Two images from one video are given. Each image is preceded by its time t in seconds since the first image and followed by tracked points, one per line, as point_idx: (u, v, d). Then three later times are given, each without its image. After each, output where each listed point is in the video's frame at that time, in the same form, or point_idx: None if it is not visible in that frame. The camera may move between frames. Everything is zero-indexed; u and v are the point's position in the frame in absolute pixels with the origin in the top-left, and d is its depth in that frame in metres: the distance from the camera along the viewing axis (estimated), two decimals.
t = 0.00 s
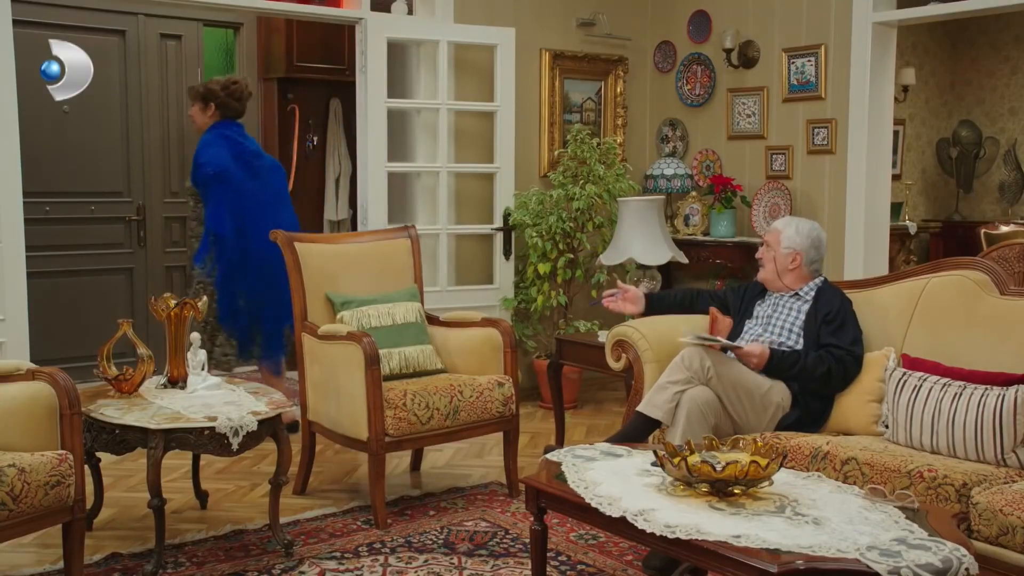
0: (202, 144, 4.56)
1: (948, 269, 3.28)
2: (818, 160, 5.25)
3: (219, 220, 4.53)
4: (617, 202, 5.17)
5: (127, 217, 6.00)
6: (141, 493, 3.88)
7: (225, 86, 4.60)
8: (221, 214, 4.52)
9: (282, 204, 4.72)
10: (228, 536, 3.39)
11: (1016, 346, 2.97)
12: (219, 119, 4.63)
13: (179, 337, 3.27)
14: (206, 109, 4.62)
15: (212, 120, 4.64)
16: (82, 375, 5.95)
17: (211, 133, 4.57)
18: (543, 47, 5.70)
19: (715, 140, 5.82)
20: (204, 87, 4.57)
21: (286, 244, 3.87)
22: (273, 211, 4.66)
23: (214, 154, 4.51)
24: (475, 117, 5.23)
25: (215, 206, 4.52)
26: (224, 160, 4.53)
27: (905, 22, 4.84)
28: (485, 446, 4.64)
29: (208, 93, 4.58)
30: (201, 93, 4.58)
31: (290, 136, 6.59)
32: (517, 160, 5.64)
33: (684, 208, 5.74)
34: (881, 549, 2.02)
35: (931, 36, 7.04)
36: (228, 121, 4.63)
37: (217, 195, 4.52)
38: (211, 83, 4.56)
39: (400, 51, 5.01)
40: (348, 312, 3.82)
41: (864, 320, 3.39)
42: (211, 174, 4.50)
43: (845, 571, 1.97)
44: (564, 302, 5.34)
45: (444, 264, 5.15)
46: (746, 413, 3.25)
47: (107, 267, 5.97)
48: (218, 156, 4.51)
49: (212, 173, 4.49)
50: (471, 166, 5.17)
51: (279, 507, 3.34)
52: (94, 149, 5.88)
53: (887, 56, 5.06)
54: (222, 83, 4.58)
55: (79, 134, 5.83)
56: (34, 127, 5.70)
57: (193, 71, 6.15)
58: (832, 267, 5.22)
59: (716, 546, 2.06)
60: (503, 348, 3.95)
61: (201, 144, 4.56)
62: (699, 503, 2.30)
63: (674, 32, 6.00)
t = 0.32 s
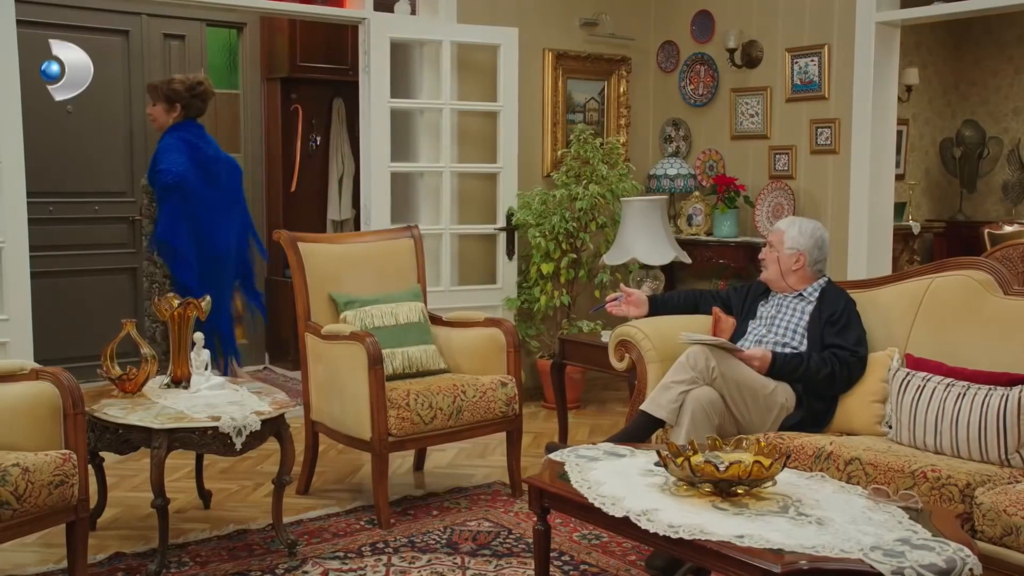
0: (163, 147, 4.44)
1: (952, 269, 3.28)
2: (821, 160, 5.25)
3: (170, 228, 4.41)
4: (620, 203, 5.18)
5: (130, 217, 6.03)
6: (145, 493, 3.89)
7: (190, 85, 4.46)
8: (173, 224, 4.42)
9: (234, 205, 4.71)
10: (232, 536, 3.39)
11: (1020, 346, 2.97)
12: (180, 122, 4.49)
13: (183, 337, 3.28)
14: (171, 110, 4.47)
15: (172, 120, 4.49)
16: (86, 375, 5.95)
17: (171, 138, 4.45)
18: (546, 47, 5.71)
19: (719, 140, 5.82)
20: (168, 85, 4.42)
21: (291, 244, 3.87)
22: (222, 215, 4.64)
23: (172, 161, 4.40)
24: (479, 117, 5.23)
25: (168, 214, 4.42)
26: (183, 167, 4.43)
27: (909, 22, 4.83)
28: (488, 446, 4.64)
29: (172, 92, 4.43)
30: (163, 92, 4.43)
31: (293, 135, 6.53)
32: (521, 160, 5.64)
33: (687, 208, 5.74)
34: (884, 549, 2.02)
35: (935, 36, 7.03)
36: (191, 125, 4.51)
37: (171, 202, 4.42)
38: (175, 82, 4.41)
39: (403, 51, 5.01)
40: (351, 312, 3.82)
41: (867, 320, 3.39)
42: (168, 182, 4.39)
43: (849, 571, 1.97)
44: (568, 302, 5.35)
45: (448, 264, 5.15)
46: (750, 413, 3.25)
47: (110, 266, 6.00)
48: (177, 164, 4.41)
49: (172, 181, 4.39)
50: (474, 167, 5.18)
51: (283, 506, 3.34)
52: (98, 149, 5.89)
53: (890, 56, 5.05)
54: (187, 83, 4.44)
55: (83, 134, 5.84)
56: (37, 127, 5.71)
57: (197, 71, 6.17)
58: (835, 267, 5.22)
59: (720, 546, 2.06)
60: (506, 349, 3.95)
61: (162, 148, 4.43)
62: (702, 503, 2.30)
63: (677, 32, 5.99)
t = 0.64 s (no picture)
0: (169, 146, 4.12)
1: (960, 269, 3.27)
2: (829, 160, 5.24)
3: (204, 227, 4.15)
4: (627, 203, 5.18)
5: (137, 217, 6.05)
6: (152, 492, 3.89)
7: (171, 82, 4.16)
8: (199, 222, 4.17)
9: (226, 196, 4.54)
10: (238, 535, 3.40)
11: None
12: (169, 122, 4.17)
13: (189, 337, 3.29)
14: (158, 110, 4.16)
15: (153, 121, 4.17)
16: (93, 375, 5.97)
17: (172, 137, 4.14)
18: (553, 47, 5.70)
19: (726, 140, 5.81)
20: (148, 84, 4.11)
21: (297, 244, 3.88)
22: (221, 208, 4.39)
23: (191, 156, 4.13)
24: (485, 117, 5.23)
25: (193, 212, 4.15)
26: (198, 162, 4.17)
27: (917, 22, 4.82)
28: (494, 446, 4.64)
29: (158, 91, 4.12)
30: (145, 91, 4.11)
31: (301, 135, 6.50)
32: (527, 160, 5.64)
33: (694, 208, 5.73)
34: (892, 549, 2.02)
35: (943, 36, 7.02)
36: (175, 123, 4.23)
37: (195, 202, 4.16)
38: (156, 80, 4.10)
39: (410, 51, 5.02)
40: (358, 312, 3.82)
41: (875, 320, 3.39)
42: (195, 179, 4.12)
43: (856, 571, 1.97)
44: (574, 302, 5.36)
45: (454, 264, 5.15)
46: (756, 413, 3.24)
47: (116, 266, 6.01)
48: (195, 160, 4.15)
49: (198, 178, 4.12)
50: (480, 166, 5.18)
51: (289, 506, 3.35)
52: (105, 149, 5.91)
53: (897, 56, 5.04)
54: (167, 80, 4.13)
55: (90, 134, 5.85)
56: (43, 126, 5.72)
57: (203, 71, 6.18)
58: (843, 267, 5.21)
59: (727, 547, 2.06)
60: (513, 349, 3.95)
61: (171, 147, 4.11)
62: (709, 502, 2.29)
63: (684, 32, 5.98)
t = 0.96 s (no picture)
0: (190, 143, 4.20)
1: (962, 269, 3.27)
2: (830, 160, 5.24)
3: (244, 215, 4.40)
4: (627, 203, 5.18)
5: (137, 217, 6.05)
6: (153, 492, 3.89)
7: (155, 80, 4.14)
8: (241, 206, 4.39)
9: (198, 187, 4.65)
10: (239, 535, 3.40)
11: None
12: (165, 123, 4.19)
13: (190, 337, 3.29)
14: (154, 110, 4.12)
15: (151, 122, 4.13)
16: (94, 375, 5.97)
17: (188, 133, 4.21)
18: (554, 47, 5.70)
19: (726, 140, 5.82)
20: (144, 83, 4.06)
21: (297, 244, 3.87)
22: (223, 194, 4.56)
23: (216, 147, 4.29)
24: (486, 117, 5.23)
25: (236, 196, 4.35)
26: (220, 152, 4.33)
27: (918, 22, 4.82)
28: (495, 446, 4.64)
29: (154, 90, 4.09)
30: (145, 91, 4.05)
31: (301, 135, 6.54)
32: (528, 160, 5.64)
33: (695, 208, 5.73)
34: (893, 549, 2.02)
35: (944, 36, 7.01)
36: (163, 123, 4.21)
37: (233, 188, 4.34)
38: (149, 78, 4.06)
39: (411, 51, 5.02)
40: (359, 312, 3.82)
41: (876, 320, 3.39)
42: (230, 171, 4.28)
43: (856, 571, 1.97)
44: (575, 302, 5.36)
45: (455, 265, 5.15)
46: (757, 413, 3.24)
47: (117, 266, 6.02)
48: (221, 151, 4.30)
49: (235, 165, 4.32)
50: (481, 166, 5.18)
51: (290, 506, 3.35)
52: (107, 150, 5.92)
53: (899, 56, 5.04)
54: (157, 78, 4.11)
55: (91, 134, 5.86)
56: (44, 126, 5.73)
57: (204, 71, 6.18)
58: (843, 267, 5.21)
59: (728, 547, 2.06)
60: (514, 348, 3.95)
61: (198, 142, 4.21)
62: (710, 503, 2.29)
63: (685, 32, 5.98)
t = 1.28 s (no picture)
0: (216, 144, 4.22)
1: (961, 269, 3.27)
2: (830, 159, 5.23)
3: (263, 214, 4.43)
4: (627, 203, 5.18)
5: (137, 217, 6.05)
6: (153, 492, 3.89)
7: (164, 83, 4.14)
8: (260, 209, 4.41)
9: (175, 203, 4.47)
10: (239, 535, 3.40)
11: None
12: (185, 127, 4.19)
13: (190, 337, 3.29)
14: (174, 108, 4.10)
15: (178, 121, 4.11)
16: (94, 375, 5.97)
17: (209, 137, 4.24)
18: (554, 47, 5.71)
19: (726, 140, 5.81)
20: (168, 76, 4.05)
21: (297, 244, 3.87)
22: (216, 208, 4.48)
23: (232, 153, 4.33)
24: (486, 117, 5.23)
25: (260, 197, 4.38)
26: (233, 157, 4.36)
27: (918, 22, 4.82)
28: (495, 446, 4.64)
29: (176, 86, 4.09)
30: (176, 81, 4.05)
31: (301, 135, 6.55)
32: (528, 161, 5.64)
33: (695, 208, 5.73)
34: (893, 549, 2.02)
35: (944, 36, 7.01)
36: (183, 127, 4.19)
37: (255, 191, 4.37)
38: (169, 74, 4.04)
39: (411, 52, 5.02)
40: (359, 312, 3.82)
41: (876, 320, 3.39)
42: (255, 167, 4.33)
43: (857, 571, 1.97)
44: (575, 302, 5.37)
45: (455, 265, 5.15)
46: (758, 413, 3.24)
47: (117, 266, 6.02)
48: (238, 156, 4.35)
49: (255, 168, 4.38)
50: (481, 166, 5.18)
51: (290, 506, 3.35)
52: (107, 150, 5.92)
53: (899, 56, 5.04)
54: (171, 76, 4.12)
55: (91, 134, 5.86)
56: (45, 126, 5.73)
57: (204, 71, 6.19)
58: (843, 267, 5.21)
59: (728, 547, 2.06)
60: (514, 348, 3.95)
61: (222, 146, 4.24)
62: (710, 503, 2.29)
63: (685, 32, 5.98)
